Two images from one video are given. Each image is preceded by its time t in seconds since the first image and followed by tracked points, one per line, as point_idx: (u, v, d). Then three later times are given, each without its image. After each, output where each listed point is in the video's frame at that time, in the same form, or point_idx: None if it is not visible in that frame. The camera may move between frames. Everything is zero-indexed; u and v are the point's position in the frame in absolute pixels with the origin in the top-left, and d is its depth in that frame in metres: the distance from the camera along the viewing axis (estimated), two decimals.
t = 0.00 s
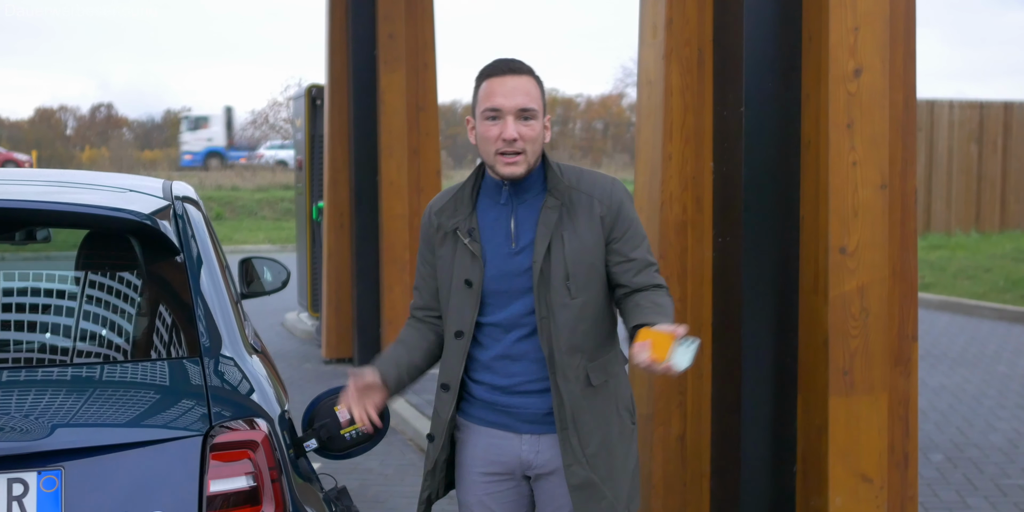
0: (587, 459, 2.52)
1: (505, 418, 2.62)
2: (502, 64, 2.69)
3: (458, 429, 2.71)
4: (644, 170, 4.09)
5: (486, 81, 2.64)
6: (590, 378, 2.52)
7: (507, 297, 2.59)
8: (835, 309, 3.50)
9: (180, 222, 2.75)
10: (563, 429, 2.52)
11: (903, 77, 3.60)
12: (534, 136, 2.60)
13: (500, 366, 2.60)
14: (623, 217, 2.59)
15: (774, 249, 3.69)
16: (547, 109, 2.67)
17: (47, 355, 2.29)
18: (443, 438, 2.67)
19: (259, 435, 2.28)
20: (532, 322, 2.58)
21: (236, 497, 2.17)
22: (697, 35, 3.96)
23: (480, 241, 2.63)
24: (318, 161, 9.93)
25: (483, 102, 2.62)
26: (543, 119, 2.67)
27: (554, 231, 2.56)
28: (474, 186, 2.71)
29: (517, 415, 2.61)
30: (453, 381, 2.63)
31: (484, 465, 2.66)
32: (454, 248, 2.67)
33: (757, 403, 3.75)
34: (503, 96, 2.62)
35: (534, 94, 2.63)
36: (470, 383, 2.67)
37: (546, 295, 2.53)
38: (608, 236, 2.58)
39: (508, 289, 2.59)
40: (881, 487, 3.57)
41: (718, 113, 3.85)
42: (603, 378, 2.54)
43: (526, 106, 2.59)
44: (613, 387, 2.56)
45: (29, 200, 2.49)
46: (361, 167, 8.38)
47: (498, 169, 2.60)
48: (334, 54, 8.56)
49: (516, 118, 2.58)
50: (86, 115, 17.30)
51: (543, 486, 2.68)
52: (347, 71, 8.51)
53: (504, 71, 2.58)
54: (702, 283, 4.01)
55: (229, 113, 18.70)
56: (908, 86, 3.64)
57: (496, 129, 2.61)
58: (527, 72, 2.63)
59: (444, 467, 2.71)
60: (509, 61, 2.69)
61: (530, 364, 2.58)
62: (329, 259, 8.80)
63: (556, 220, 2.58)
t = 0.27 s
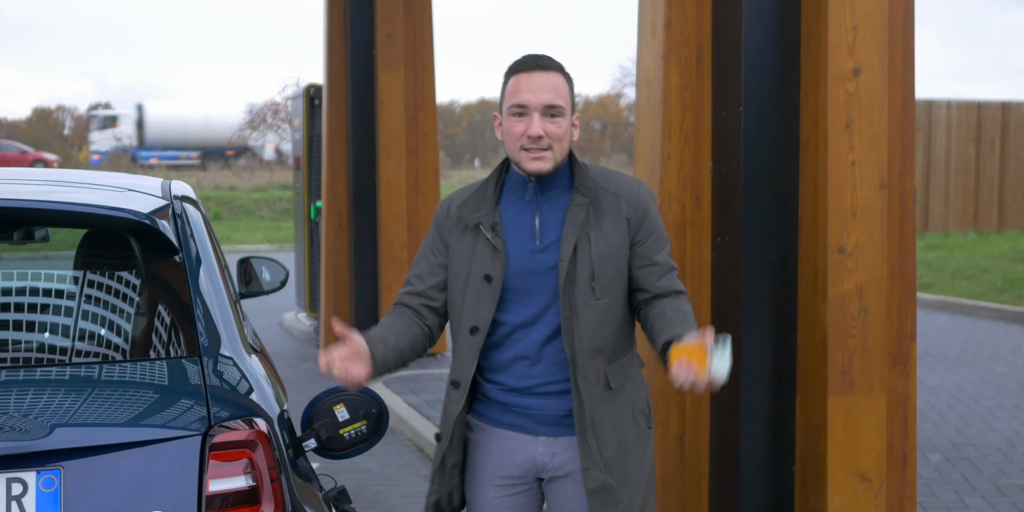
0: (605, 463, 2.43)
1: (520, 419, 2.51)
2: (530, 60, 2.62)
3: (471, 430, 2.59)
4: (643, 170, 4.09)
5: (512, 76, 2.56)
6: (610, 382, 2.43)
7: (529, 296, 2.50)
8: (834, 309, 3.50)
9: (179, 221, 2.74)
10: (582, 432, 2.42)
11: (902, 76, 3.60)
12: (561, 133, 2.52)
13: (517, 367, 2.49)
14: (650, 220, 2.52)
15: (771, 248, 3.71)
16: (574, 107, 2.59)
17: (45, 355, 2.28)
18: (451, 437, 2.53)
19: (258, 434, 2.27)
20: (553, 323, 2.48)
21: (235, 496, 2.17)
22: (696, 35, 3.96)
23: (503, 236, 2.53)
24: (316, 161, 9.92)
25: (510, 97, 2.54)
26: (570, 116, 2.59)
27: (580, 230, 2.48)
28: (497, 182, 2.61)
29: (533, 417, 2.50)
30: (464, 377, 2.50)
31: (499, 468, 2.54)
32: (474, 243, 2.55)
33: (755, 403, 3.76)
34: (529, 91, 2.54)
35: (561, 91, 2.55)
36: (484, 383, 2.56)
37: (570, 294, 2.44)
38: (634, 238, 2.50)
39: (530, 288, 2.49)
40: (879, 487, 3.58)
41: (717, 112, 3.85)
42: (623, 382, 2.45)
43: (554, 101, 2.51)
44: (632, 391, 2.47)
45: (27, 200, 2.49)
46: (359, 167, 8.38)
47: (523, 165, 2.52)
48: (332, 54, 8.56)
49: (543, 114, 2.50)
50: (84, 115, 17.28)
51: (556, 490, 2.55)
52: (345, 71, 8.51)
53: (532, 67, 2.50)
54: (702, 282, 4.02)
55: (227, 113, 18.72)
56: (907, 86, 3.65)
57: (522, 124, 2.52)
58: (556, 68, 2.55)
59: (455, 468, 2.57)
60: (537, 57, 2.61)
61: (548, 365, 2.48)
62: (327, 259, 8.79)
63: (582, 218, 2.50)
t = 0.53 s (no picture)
0: (616, 465, 2.38)
1: (538, 423, 2.46)
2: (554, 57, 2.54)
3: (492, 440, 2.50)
4: (642, 170, 4.09)
5: (537, 71, 2.48)
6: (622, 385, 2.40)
7: (552, 299, 2.44)
8: (832, 309, 3.50)
9: (177, 221, 2.74)
10: (594, 434, 2.39)
11: (900, 75, 3.60)
12: (587, 132, 2.45)
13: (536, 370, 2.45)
14: (667, 224, 2.48)
15: (769, 247, 3.70)
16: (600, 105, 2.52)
17: (44, 355, 2.29)
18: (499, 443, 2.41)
19: (257, 434, 2.27)
20: (571, 327, 2.44)
21: (234, 496, 2.17)
22: (694, 34, 3.94)
23: (530, 236, 2.45)
24: (314, 160, 9.92)
25: (535, 95, 2.46)
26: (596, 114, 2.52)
27: (601, 232, 2.43)
28: (521, 181, 2.52)
29: (550, 420, 2.46)
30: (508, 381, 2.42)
31: (517, 473, 2.48)
32: (501, 243, 2.46)
33: (754, 402, 3.76)
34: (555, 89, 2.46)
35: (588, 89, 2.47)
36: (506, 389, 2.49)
37: (587, 297, 2.41)
38: (650, 241, 2.46)
39: (552, 291, 2.44)
40: (878, 486, 3.58)
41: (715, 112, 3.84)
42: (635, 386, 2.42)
43: (580, 100, 2.43)
44: (645, 394, 2.44)
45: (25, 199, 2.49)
46: (357, 167, 8.37)
47: (547, 165, 2.44)
48: (329, 54, 8.55)
49: (569, 113, 2.42)
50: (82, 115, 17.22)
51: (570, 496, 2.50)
52: (343, 71, 8.50)
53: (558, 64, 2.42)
54: (700, 283, 3.98)
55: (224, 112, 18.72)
56: (905, 85, 3.65)
57: (547, 123, 2.45)
58: (582, 65, 2.47)
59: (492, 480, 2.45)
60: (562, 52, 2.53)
61: (565, 369, 2.44)
62: (324, 258, 8.78)
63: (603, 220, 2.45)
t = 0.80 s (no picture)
0: (619, 466, 2.36)
1: (548, 424, 2.47)
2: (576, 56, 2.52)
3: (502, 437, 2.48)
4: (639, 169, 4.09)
5: (558, 70, 2.46)
6: (627, 384, 2.40)
7: (565, 297, 2.44)
8: (830, 309, 3.50)
9: (175, 221, 2.73)
10: (597, 434, 2.38)
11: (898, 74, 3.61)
12: (606, 134, 2.43)
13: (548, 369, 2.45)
14: (676, 224, 2.47)
15: (768, 247, 3.70)
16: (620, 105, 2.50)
17: (42, 354, 2.29)
18: (510, 440, 2.39)
19: (256, 433, 2.26)
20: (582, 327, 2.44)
21: (233, 496, 2.17)
22: (693, 34, 3.93)
23: (546, 232, 2.44)
24: (312, 160, 9.91)
25: (556, 94, 2.45)
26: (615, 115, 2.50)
27: (613, 230, 2.43)
28: (535, 177, 2.51)
29: (562, 420, 2.46)
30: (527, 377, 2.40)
31: (526, 473, 2.47)
32: (517, 239, 2.45)
33: (752, 402, 3.76)
34: (577, 89, 2.44)
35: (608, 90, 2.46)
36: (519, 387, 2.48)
37: (595, 296, 2.42)
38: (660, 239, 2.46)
39: (565, 289, 2.43)
40: (875, 486, 3.59)
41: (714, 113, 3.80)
42: (640, 385, 2.42)
43: (601, 102, 2.42)
44: (650, 394, 2.43)
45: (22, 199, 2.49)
46: (355, 167, 8.37)
47: (566, 165, 2.43)
48: (327, 54, 8.55)
49: (590, 114, 2.42)
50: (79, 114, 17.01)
51: (578, 496, 2.51)
52: (341, 71, 8.49)
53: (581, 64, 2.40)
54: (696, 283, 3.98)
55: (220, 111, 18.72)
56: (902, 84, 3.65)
57: (567, 123, 2.44)
58: (604, 65, 2.45)
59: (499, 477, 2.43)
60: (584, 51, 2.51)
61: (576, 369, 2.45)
62: (322, 258, 8.76)
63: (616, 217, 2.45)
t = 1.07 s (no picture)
0: (639, 466, 2.39)
1: (554, 427, 2.46)
2: (566, 56, 2.55)
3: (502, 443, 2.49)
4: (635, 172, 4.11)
5: (572, 68, 2.50)
6: (645, 383, 2.41)
7: (567, 299, 2.44)
8: (824, 310, 3.52)
9: (172, 222, 2.74)
10: (618, 435, 2.39)
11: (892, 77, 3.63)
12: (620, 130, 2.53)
13: (553, 372, 2.45)
14: (677, 221, 2.51)
15: (764, 249, 3.73)
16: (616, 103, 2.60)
17: (39, 355, 2.29)
18: (512, 449, 2.40)
19: (252, 434, 2.27)
20: (587, 327, 2.44)
21: (229, 497, 2.18)
22: (688, 37, 3.96)
23: (544, 235, 2.46)
24: (309, 162, 9.92)
25: (575, 95, 2.48)
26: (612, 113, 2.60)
27: (615, 229, 2.44)
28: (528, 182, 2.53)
29: (567, 423, 2.45)
30: (523, 384, 2.40)
31: (530, 478, 2.47)
32: (512, 243, 2.46)
33: (746, 402, 3.78)
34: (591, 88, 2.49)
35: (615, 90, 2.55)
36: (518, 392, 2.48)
37: (604, 295, 2.40)
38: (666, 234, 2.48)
39: (568, 291, 2.44)
40: (869, 486, 3.60)
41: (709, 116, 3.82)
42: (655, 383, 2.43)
43: (618, 100, 2.51)
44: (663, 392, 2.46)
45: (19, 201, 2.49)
46: (352, 169, 8.39)
47: (589, 164, 2.47)
48: (324, 56, 8.56)
49: (612, 112, 2.49)
50: (75, 116, 16.94)
51: (580, 498, 2.51)
52: (338, 73, 8.50)
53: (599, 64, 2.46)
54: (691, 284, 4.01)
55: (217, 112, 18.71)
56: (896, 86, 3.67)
57: (588, 122, 2.48)
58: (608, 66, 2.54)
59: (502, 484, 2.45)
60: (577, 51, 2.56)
61: (583, 371, 2.44)
62: (319, 260, 8.77)
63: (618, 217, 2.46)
